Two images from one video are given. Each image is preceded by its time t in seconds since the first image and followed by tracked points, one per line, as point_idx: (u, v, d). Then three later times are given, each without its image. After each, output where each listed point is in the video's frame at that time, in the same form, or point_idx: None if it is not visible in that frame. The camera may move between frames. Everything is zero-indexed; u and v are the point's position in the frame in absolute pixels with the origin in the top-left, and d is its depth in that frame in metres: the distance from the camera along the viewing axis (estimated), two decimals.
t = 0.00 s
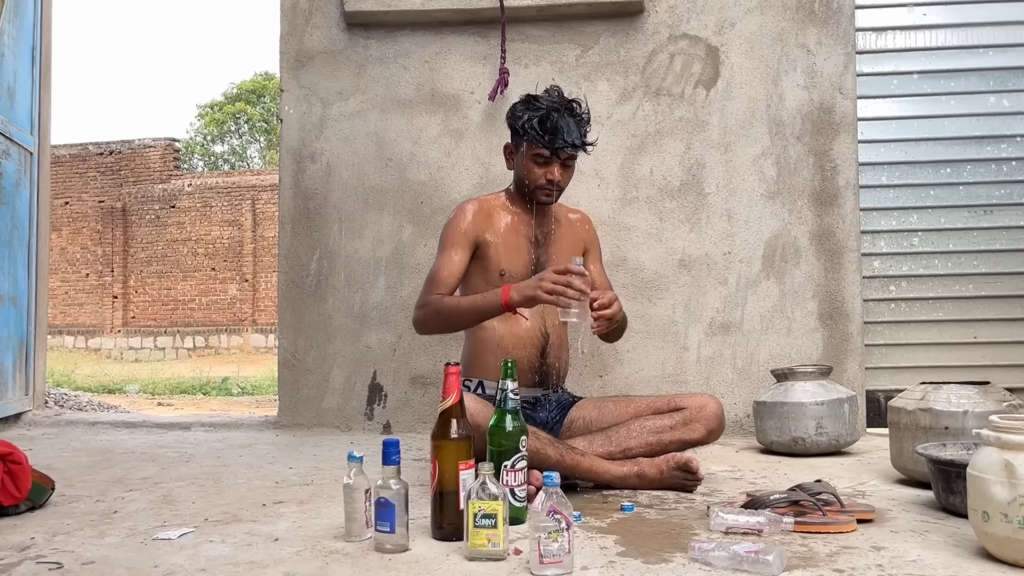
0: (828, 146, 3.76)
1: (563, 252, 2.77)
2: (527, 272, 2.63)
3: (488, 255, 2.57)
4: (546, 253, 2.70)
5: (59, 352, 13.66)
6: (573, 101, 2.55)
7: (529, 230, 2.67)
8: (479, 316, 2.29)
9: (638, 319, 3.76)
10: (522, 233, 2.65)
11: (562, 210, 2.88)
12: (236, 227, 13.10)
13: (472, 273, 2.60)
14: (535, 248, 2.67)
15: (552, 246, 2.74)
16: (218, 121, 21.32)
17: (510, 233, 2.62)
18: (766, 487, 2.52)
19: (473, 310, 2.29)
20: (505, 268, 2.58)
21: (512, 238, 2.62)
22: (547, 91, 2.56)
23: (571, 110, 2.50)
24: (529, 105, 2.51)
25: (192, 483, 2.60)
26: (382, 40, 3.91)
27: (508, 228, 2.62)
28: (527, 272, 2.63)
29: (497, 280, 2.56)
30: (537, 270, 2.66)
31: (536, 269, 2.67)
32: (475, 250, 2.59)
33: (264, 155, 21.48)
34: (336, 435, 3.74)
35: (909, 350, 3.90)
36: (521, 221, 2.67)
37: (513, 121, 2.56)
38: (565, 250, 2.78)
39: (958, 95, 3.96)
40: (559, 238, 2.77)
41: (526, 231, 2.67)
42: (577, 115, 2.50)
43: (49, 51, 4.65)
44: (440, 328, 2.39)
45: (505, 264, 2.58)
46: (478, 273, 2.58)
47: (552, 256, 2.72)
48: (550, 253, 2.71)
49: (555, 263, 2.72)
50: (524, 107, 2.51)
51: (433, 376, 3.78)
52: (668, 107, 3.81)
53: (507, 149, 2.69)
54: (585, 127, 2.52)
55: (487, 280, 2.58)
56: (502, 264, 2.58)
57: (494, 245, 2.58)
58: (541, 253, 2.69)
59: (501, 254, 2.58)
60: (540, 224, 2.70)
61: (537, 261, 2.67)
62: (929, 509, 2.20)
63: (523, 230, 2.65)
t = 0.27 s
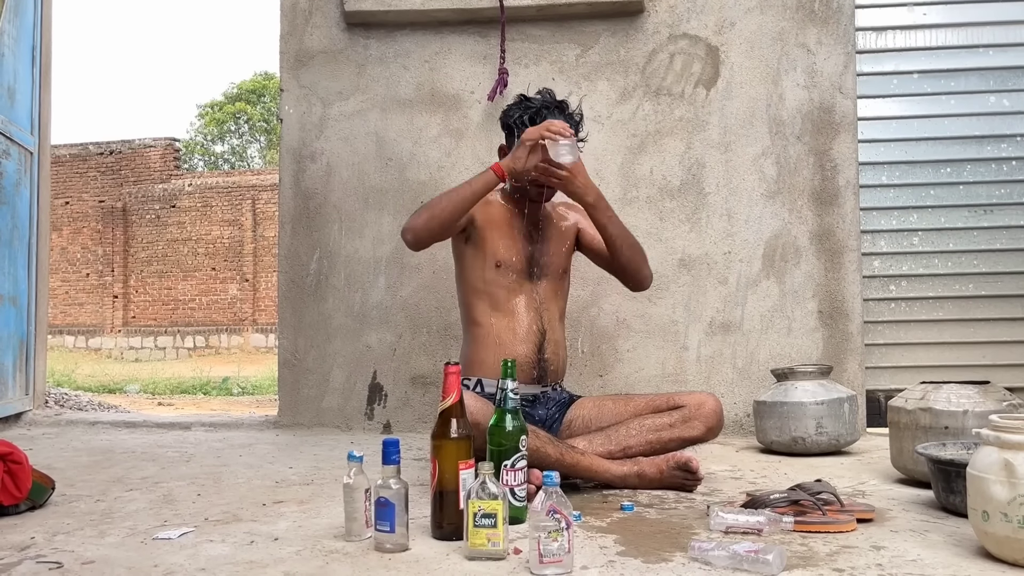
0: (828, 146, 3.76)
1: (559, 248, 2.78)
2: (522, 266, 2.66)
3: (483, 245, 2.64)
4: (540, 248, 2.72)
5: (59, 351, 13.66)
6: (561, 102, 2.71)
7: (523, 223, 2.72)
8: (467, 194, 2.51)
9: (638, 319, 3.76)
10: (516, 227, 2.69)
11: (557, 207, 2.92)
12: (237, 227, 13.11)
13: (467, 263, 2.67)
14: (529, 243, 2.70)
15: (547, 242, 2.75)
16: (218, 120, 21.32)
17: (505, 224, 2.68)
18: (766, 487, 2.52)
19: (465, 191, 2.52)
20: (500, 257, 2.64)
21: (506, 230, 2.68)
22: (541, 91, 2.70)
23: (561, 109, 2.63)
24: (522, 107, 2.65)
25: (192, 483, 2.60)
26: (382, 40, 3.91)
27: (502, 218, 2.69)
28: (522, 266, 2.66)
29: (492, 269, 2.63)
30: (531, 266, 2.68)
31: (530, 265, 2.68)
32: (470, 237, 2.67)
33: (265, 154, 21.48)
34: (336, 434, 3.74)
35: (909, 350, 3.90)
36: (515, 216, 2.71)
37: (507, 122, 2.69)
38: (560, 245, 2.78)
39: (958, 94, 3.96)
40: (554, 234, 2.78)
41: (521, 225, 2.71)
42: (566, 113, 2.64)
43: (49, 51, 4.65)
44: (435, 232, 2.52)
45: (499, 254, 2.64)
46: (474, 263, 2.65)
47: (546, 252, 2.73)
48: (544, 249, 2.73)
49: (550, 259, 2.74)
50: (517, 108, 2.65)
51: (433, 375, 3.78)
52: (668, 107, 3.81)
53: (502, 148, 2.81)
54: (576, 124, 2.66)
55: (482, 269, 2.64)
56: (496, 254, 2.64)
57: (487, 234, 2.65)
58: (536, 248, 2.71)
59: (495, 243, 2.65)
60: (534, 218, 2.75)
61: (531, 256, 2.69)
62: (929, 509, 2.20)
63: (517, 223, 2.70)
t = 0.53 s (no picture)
0: (828, 146, 3.76)
1: (558, 239, 2.77)
2: (521, 261, 2.67)
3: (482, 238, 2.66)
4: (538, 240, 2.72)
5: (59, 352, 13.65)
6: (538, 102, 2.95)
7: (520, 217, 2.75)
8: (472, 115, 2.55)
9: (638, 319, 3.76)
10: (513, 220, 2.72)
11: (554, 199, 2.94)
12: (237, 227, 13.11)
13: (467, 255, 2.67)
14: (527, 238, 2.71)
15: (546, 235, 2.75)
16: (218, 120, 21.32)
17: (504, 216, 2.71)
18: (766, 487, 2.52)
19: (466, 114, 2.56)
20: (499, 251, 2.65)
21: (504, 224, 2.70)
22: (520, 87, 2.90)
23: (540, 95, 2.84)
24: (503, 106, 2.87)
25: (192, 483, 2.60)
26: (382, 40, 3.91)
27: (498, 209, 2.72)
28: (521, 261, 2.67)
29: (491, 263, 2.63)
30: (531, 261, 2.68)
31: (530, 260, 2.68)
32: (469, 228, 2.69)
33: (264, 154, 21.48)
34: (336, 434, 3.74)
35: (909, 350, 3.90)
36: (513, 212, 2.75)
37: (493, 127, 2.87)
38: (559, 237, 2.77)
39: (958, 95, 3.96)
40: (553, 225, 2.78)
41: (519, 220, 2.73)
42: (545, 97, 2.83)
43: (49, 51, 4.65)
44: (441, 153, 2.50)
45: (498, 247, 2.65)
46: (473, 257, 2.66)
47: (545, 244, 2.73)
48: (543, 242, 2.72)
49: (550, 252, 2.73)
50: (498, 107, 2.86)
51: (433, 375, 3.78)
52: (668, 107, 3.81)
53: (496, 149, 2.92)
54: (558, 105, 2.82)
55: (481, 263, 2.64)
56: (495, 246, 2.65)
57: (486, 224, 2.67)
58: (536, 244, 2.71)
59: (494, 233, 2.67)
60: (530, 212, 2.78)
61: (530, 249, 2.70)
62: (929, 509, 2.20)
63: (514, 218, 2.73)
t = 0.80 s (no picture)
0: (828, 146, 3.76)
1: (558, 235, 2.77)
2: (521, 257, 2.66)
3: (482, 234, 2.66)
4: (538, 236, 2.73)
5: (59, 352, 13.65)
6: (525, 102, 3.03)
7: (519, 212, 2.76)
8: (474, 89, 2.58)
9: (638, 319, 3.76)
10: (513, 217, 2.73)
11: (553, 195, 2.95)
12: (236, 227, 13.11)
13: (467, 250, 2.67)
14: (527, 234, 2.71)
15: (546, 231, 2.75)
16: (217, 121, 21.31)
17: (504, 212, 2.72)
18: (765, 487, 2.52)
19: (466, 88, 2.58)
20: (499, 246, 2.65)
21: (504, 219, 2.70)
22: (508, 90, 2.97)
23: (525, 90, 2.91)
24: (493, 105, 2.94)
25: (192, 483, 2.60)
26: (381, 40, 3.91)
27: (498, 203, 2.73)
28: (520, 257, 2.67)
29: (492, 258, 2.63)
30: (531, 257, 2.68)
31: (530, 256, 2.68)
32: (469, 221, 2.69)
33: (264, 155, 21.48)
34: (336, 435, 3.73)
35: (908, 350, 3.90)
36: (512, 209, 2.76)
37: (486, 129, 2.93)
38: (558, 233, 2.77)
39: (957, 94, 3.96)
40: (552, 221, 2.79)
41: (518, 216, 2.74)
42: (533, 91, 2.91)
43: (49, 51, 4.65)
44: (443, 126, 2.54)
45: (498, 242, 2.65)
46: (473, 252, 2.66)
47: (544, 241, 2.73)
48: (542, 238, 2.72)
49: (549, 248, 2.73)
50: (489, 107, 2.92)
51: (433, 375, 3.78)
52: (668, 106, 3.81)
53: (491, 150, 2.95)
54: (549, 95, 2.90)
55: (481, 259, 2.64)
56: (496, 241, 2.65)
57: (485, 219, 2.68)
58: (536, 240, 2.71)
59: (494, 227, 2.67)
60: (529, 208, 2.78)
61: (530, 245, 2.70)
62: (929, 508, 2.20)
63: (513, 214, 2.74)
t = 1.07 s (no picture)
0: (827, 146, 3.77)
1: (558, 233, 2.77)
2: (521, 255, 2.66)
3: (482, 230, 2.66)
4: (538, 234, 2.73)
5: (58, 352, 13.65)
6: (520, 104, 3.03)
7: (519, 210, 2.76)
8: (475, 78, 2.60)
9: (637, 319, 3.76)
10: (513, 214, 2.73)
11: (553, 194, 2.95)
12: (236, 227, 13.11)
13: (467, 247, 2.67)
14: (527, 232, 2.71)
15: (545, 229, 2.75)
16: (217, 121, 21.31)
17: (504, 209, 2.72)
18: (765, 486, 2.52)
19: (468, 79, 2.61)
20: (498, 243, 2.65)
21: (504, 216, 2.70)
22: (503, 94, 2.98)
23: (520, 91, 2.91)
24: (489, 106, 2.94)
25: (191, 484, 2.60)
26: (380, 40, 3.91)
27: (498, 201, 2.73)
28: (520, 254, 2.67)
29: (492, 255, 2.63)
30: (531, 255, 2.68)
31: (530, 253, 2.68)
32: (469, 218, 2.69)
33: (264, 155, 21.48)
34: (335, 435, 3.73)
35: (907, 350, 3.90)
36: (512, 206, 2.75)
37: (483, 130, 2.93)
38: (558, 231, 2.77)
39: (957, 94, 3.96)
40: (552, 220, 2.79)
41: (518, 214, 2.74)
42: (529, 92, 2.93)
43: (48, 51, 4.65)
44: (446, 113, 2.53)
45: (498, 239, 2.65)
46: (473, 249, 2.66)
47: (544, 238, 2.73)
48: (542, 236, 2.72)
49: (549, 246, 2.72)
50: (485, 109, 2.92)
51: (432, 375, 3.78)
52: (667, 106, 3.81)
53: (490, 151, 2.94)
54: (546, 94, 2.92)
55: (481, 255, 2.64)
56: (496, 238, 2.65)
57: (486, 216, 2.67)
58: (536, 237, 2.71)
59: (494, 224, 2.67)
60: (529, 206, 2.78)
61: (530, 242, 2.70)
62: (928, 508, 2.20)
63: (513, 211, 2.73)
